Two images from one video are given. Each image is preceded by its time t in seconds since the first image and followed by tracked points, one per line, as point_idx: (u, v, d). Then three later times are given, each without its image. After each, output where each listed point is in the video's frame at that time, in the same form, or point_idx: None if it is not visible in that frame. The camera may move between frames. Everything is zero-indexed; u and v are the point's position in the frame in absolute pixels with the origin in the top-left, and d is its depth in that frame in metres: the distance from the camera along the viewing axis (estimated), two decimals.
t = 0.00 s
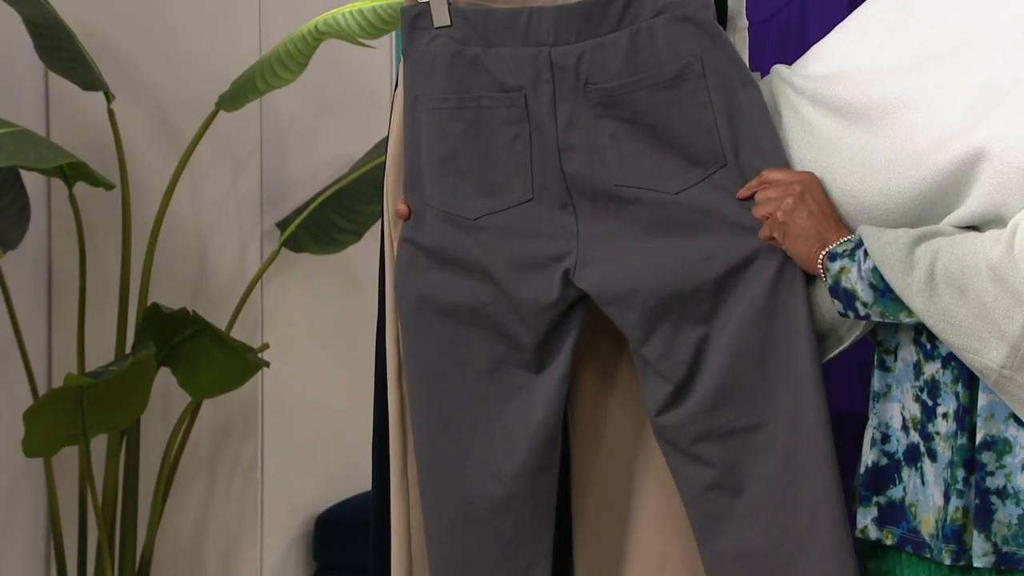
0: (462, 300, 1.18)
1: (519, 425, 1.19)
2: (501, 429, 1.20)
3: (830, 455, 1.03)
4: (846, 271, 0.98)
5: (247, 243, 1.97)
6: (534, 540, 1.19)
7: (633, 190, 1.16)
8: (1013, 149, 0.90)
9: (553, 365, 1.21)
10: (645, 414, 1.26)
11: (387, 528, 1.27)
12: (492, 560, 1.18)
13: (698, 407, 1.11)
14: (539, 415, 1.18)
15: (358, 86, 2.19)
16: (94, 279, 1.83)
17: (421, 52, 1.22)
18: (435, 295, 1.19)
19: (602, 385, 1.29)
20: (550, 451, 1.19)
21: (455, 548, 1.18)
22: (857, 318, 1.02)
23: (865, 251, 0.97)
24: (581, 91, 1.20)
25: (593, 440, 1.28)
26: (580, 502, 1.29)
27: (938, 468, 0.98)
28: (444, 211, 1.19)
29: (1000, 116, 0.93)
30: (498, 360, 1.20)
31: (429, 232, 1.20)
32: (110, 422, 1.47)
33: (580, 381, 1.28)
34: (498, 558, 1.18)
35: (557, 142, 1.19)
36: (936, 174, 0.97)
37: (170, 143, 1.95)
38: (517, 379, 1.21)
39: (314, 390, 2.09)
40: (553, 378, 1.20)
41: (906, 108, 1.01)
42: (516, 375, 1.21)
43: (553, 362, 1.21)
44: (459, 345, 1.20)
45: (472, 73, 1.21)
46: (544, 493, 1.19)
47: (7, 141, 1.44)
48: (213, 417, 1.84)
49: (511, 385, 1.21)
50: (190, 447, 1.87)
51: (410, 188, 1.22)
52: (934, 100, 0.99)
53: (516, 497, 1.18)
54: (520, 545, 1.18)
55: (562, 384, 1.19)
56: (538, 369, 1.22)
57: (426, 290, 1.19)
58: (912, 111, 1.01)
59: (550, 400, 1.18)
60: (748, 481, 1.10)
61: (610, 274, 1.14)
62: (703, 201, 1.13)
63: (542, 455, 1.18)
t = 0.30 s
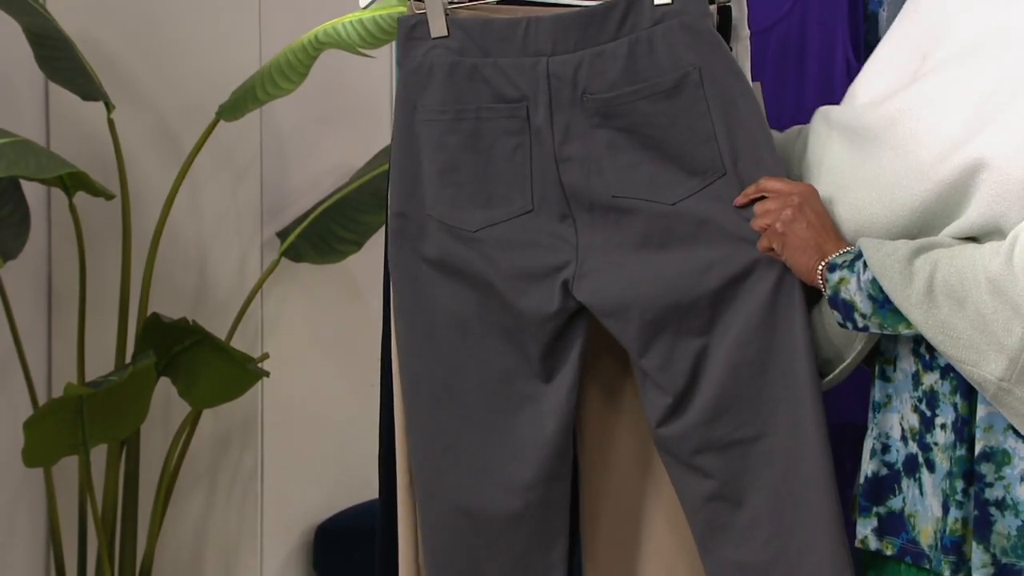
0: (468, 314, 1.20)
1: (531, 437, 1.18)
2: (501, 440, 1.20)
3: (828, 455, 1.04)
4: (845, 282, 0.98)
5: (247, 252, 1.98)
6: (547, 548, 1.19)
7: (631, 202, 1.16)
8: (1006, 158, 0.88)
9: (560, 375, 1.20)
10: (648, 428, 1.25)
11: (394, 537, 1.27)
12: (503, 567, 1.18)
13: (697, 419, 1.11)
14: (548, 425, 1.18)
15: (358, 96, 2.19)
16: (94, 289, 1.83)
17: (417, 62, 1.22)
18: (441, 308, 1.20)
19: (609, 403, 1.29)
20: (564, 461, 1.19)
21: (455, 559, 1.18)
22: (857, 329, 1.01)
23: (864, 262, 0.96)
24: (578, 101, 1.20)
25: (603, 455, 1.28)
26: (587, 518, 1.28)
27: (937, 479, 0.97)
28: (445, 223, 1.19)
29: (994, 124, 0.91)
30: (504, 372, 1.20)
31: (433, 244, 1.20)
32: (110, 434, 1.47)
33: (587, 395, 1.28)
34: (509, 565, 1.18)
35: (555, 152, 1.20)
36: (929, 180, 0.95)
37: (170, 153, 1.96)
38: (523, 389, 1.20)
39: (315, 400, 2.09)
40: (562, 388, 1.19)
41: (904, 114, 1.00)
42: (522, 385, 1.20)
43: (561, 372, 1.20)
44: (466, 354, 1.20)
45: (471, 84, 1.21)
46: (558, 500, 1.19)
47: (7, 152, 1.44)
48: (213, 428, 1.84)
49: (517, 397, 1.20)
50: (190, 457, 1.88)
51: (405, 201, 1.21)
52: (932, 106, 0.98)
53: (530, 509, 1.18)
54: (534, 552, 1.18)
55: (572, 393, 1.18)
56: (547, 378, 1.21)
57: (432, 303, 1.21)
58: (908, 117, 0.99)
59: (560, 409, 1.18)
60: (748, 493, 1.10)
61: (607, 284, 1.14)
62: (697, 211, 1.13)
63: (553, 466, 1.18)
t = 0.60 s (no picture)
0: (478, 319, 1.20)
1: (540, 440, 1.18)
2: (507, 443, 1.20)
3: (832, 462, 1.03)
4: (844, 286, 0.98)
5: (247, 256, 1.98)
6: (559, 552, 1.17)
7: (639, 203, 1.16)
8: (1005, 164, 0.86)
9: (568, 379, 1.20)
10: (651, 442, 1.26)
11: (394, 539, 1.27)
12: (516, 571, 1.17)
13: (699, 422, 1.11)
14: (556, 429, 1.17)
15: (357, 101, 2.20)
16: (94, 293, 1.83)
17: (427, 67, 1.22)
18: (450, 313, 1.21)
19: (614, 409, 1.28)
20: (571, 464, 1.18)
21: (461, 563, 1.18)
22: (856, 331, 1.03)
23: (863, 266, 0.97)
24: (584, 104, 1.19)
25: (607, 467, 1.28)
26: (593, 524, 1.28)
27: (931, 480, 0.97)
28: (455, 227, 1.19)
29: (994, 126, 0.88)
30: (517, 375, 1.20)
31: (446, 248, 1.21)
32: (111, 438, 1.47)
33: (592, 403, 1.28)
34: (520, 570, 1.17)
35: (561, 156, 1.19)
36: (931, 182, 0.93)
37: (170, 156, 1.96)
38: (534, 393, 1.20)
39: (315, 404, 2.09)
40: (568, 393, 1.18)
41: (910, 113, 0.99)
42: (535, 389, 1.20)
43: (568, 377, 1.20)
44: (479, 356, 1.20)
45: (478, 88, 1.21)
46: (564, 506, 1.18)
47: (7, 156, 1.44)
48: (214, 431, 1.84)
49: (528, 400, 1.20)
50: (190, 462, 1.87)
51: (419, 205, 1.22)
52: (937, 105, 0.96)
53: (540, 513, 1.17)
54: (545, 558, 1.17)
55: (576, 398, 1.18)
56: (556, 382, 1.21)
57: (447, 311, 1.21)
58: (914, 116, 0.98)
59: (566, 416, 1.17)
60: (749, 497, 1.10)
61: (608, 284, 1.14)
62: (702, 212, 1.13)
63: (559, 470, 1.17)
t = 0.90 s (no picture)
0: (484, 322, 1.20)
1: (556, 441, 1.18)
2: (518, 445, 1.20)
3: (838, 464, 1.03)
4: (850, 283, 0.97)
5: (247, 256, 1.98)
6: (577, 551, 1.18)
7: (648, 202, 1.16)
8: (1016, 167, 0.86)
9: (580, 379, 1.20)
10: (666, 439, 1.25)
11: (384, 538, 1.27)
12: (532, 570, 1.17)
13: (714, 420, 1.11)
14: (574, 425, 1.17)
15: (357, 102, 2.22)
16: (94, 293, 1.83)
17: (426, 70, 1.21)
18: (455, 316, 1.21)
19: (624, 410, 1.28)
20: (591, 465, 1.18)
21: (474, 563, 1.18)
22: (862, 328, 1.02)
23: (868, 264, 0.96)
24: (590, 104, 1.19)
25: (617, 467, 1.28)
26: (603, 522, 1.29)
27: (934, 480, 0.97)
28: (459, 230, 1.19)
29: (1002, 126, 0.88)
30: (526, 375, 1.20)
31: (450, 250, 1.21)
32: (111, 439, 1.47)
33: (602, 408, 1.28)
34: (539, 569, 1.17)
35: (568, 156, 1.19)
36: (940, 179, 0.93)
37: (170, 156, 1.96)
38: (546, 393, 1.20)
39: (315, 404, 2.11)
40: (581, 393, 1.19)
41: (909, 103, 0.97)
42: (547, 389, 1.20)
43: (581, 377, 1.20)
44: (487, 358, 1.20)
45: (479, 91, 1.20)
46: (586, 502, 1.18)
47: (7, 157, 1.44)
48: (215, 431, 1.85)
49: (539, 400, 1.20)
50: (190, 462, 1.86)
51: (421, 209, 1.21)
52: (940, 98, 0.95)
53: (557, 512, 1.17)
54: (563, 557, 1.17)
55: (592, 397, 1.18)
56: (568, 382, 1.21)
57: (451, 313, 1.21)
58: (912, 106, 0.97)
59: (584, 413, 1.17)
60: (764, 494, 1.10)
61: (618, 284, 1.14)
62: (710, 210, 1.12)
63: (578, 469, 1.17)
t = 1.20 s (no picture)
0: (479, 322, 1.20)
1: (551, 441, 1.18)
2: (516, 446, 1.20)
3: (839, 461, 1.02)
4: (852, 282, 0.97)
5: (247, 256, 1.99)
6: (572, 551, 1.18)
7: (644, 203, 1.16)
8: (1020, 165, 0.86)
9: (576, 379, 1.20)
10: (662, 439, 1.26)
11: (377, 537, 1.26)
12: (529, 570, 1.17)
13: (711, 421, 1.11)
14: (569, 427, 1.17)
15: (357, 102, 2.23)
16: (94, 293, 1.83)
17: (421, 70, 1.21)
18: (449, 318, 1.21)
19: (620, 411, 1.28)
20: (586, 464, 1.18)
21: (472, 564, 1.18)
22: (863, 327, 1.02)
23: (871, 263, 0.96)
24: (586, 103, 1.19)
25: (615, 467, 1.28)
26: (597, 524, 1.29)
27: (936, 480, 0.97)
28: (454, 231, 1.19)
29: (1005, 125, 0.88)
30: (521, 376, 1.20)
31: (443, 250, 1.21)
32: (111, 439, 1.47)
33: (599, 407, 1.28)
34: (534, 569, 1.17)
35: (564, 156, 1.19)
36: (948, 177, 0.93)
37: (169, 156, 1.96)
38: (540, 395, 1.20)
39: (314, 404, 2.11)
40: (576, 395, 1.18)
41: (912, 99, 0.97)
42: (541, 390, 1.20)
43: (576, 377, 1.20)
44: (481, 359, 1.20)
45: (475, 91, 1.20)
46: (580, 502, 1.18)
47: (7, 157, 1.44)
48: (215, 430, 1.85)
49: (535, 402, 1.20)
50: (190, 462, 1.86)
51: (415, 209, 1.21)
52: (942, 95, 0.95)
53: (552, 513, 1.17)
54: (559, 556, 1.18)
55: (588, 397, 1.18)
56: (563, 382, 1.21)
57: (445, 313, 1.21)
58: (916, 104, 0.97)
59: (578, 414, 1.17)
60: (762, 494, 1.10)
61: (616, 284, 1.14)
62: (707, 211, 1.12)
63: (573, 470, 1.17)
